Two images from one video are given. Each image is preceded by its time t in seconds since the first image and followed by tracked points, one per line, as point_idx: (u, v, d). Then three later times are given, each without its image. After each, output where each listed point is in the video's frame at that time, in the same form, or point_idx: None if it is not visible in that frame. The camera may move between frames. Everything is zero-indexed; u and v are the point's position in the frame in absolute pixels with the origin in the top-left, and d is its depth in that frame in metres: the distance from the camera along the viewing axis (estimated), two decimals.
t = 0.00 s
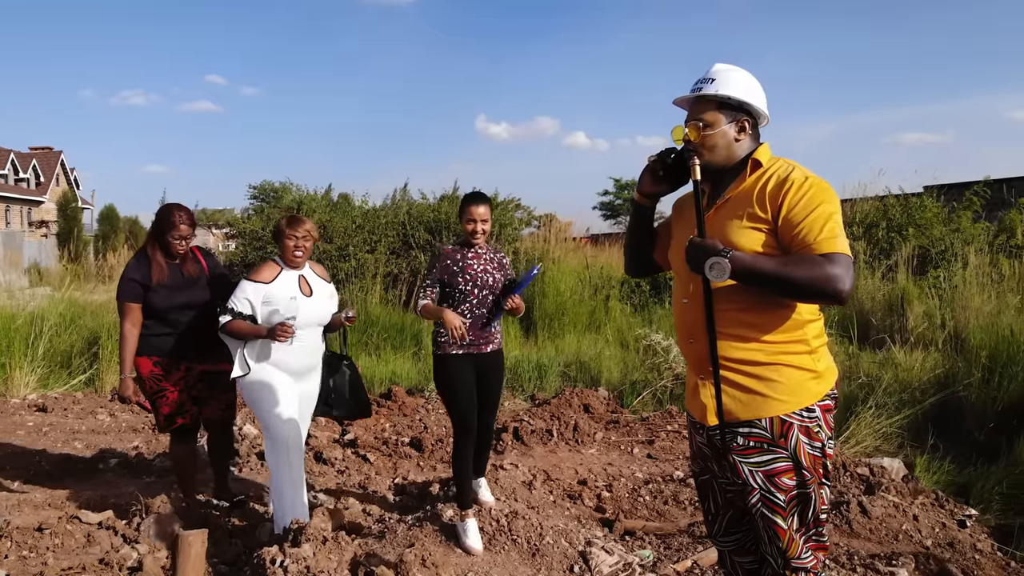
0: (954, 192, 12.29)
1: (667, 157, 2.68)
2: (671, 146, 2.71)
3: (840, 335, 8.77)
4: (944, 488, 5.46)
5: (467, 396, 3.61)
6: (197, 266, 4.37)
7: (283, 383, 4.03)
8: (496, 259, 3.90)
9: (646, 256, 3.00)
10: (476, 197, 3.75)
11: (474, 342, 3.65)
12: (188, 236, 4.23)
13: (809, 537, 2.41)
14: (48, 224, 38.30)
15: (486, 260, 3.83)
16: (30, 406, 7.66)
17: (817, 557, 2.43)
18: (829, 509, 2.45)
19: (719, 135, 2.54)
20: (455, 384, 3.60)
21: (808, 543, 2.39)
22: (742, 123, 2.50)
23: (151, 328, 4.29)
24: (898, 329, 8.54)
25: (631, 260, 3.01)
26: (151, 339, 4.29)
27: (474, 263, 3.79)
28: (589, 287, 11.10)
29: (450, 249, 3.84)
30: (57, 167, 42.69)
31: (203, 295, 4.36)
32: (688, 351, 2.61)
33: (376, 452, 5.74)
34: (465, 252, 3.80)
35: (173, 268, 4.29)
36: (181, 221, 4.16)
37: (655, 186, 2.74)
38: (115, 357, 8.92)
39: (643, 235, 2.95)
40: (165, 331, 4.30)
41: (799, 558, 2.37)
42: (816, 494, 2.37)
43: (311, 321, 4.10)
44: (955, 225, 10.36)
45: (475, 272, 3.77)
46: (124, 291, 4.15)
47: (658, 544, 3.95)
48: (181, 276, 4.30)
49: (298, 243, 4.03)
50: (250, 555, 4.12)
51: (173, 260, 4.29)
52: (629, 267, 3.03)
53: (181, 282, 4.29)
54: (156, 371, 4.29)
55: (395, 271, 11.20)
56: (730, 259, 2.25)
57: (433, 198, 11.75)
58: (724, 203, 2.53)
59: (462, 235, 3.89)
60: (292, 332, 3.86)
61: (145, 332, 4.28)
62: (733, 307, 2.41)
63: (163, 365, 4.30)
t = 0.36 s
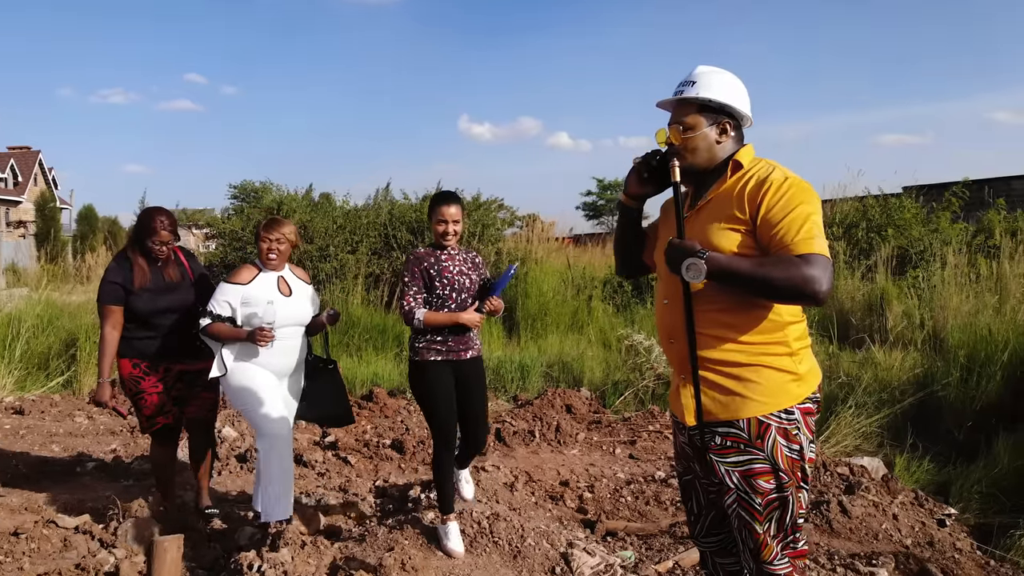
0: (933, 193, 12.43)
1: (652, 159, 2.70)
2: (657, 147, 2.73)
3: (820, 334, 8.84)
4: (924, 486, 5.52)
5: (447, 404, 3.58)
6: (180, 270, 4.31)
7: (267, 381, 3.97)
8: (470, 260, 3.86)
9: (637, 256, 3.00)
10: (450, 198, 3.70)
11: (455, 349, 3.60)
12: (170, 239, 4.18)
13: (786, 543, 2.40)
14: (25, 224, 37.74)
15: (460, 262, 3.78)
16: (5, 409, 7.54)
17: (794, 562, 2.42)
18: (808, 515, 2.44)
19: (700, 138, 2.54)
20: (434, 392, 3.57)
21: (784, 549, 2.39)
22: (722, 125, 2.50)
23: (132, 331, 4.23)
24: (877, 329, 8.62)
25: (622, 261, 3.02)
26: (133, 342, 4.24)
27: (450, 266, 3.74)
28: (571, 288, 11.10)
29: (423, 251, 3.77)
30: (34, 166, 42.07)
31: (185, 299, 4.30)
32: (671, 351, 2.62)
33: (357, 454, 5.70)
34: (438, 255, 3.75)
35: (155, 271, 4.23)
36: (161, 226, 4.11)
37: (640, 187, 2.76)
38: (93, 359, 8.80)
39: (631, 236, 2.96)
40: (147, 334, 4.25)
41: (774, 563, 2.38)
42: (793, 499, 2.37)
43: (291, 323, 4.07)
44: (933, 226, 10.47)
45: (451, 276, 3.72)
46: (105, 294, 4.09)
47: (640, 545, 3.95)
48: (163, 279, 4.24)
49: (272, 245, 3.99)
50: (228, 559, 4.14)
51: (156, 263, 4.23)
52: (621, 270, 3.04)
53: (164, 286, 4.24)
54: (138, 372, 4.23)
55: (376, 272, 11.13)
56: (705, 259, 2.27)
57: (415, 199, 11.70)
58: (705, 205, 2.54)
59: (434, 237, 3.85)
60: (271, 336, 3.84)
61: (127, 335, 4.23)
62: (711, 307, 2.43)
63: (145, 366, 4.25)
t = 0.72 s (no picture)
0: (921, 194, 12.50)
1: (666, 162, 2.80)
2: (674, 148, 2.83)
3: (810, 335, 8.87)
4: (914, 487, 5.55)
5: (441, 404, 3.58)
6: (183, 272, 4.28)
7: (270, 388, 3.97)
8: (459, 262, 3.83)
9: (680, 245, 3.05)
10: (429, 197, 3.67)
11: (449, 351, 3.58)
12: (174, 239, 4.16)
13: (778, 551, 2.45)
14: (12, 224, 37.42)
15: (449, 264, 3.76)
16: None
17: (790, 569, 2.46)
18: (803, 525, 2.45)
19: (693, 147, 2.63)
20: (428, 392, 3.56)
21: (774, 556, 2.46)
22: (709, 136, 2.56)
23: (132, 331, 4.21)
24: (866, 329, 8.66)
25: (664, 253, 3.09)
26: (132, 342, 4.21)
27: (439, 268, 3.72)
28: (562, 288, 11.10)
29: (408, 254, 3.74)
30: (22, 166, 41.75)
31: (185, 302, 4.26)
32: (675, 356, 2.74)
33: (348, 456, 5.69)
34: (425, 255, 3.72)
35: (158, 272, 4.20)
36: (162, 227, 4.08)
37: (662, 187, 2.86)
38: (81, 360, 8.74)
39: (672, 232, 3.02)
40: (146, 335, 4.22)
41: (762, 568, 2.47)
42: (781, 511, 2.41)
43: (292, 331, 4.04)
44: (922, 226, 10.53)
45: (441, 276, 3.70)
46: (108, 292, 4.07)
47: (631, 546, 3.96)
48: (165, 281, 4.21)
49: (269, 247, 3.96)
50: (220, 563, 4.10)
51: (160, 264, 4.21)
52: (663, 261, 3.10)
53: (165, 287, 4.20)
54: (132, 373, 4.20)
55: (366, 273, 11.10)
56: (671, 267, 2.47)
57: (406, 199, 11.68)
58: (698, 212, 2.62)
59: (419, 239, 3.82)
60: (270, 345, 3.84)
61: (127, 335, 4.21)
62: (699, 316, 2.53)
63: (139, 369, 4.22)
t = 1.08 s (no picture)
0: (920, 196, 12.52)
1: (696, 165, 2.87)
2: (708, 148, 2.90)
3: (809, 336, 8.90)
4: (913, 487, 5.58)
5: (445, 404, 3.59)
6: (186, 275, 4.29)
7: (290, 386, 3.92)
8: (464, 259, 3.85)
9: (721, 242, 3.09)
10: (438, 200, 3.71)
11: (453, 350, 3.59)
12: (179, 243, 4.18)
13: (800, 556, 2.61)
14: (12, 224, 37.44)
15: (454, 263, 3.77)
16: None
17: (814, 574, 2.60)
18: (825, 533, 2.58)
19: (718, 149, 2.70)
20: (433, 394, 3.58)
21: (796, 561, 2.61)
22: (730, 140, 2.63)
23: (133, 332, 4.23)
24: (865, 330, 8.68)
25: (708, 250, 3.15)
26: (132, 343, 4.23)
27: (443, 268, 3.73)
28: (562, 289, 11.13)
29: (414, 255, 3.77)
30: (21, 166, 41.75)
31: (186, 306, 4.28)
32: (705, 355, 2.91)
33: (350, 456, 5.72)
34: (431, 256, 3.75)
35: (161, 274, 4.22)
36: (167, 229, 4.10)
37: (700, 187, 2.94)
38: (83, 361, 8.77)
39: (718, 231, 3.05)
40: (147, 337, 4.24)
41: (786, 572, 2.63)
42: (795, 519, 2.57)
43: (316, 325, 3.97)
44: (921, 227, 10.55)
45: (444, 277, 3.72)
46: (111, 292, 4.10)
47: (632, 547, 3.99)
48: (168, 283, 4.22)
49: (300, 240, 3.92)
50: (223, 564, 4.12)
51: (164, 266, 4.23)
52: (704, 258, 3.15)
53: (166, 290, 4.22)
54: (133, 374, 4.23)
55: (366, 274, 11.12)
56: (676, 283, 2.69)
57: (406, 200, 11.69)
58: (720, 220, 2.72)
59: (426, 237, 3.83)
60: (293, 337, 3.70)
61: (127, 336, 4.23)
62: (721, 327, 2.68)
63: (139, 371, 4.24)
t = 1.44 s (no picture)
0: (918, 197, 12.54)
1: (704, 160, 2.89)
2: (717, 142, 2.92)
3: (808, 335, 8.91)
4: (910, 485, 5.59)
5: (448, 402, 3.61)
6: (184, 271, 4.32)
7: (295, 378, 3.88)
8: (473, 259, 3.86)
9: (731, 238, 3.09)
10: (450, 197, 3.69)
11: (458, 349, 3.61)
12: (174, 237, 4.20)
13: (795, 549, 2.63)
14: (12, 225, 37.47)
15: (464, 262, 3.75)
16: None
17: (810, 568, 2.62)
18: (821, 529, 2.59)
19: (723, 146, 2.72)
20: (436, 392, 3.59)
21: (793, 555, 2.63)
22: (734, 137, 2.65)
23: (132, 334, 4.23)
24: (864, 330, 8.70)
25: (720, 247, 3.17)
26: (132, 345, 4.23)
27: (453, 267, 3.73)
28: (561, 289, 11.15)
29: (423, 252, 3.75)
30: (21, 167, 41.79)
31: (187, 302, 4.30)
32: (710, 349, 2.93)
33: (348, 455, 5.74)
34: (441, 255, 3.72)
35: (159, 273, 4.23)
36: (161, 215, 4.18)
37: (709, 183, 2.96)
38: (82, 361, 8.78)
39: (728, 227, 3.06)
40: (147, 338, 4.25)
41: (783, 565, 2.66)
42: (792, 514, 2.60)
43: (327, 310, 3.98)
44: (920, 227, 10.56)
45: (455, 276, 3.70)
46: (109, 295, 4.10)
47: (629, 544, 4.02)
48: (166, 281, 4.24)
49: (309, 223, 3.94)
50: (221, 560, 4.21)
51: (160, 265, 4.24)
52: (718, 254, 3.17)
53: (166, 287, 4.24)
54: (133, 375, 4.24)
55: (366, 274, 11.14)
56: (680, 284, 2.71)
57: (406, 200, 11.71)
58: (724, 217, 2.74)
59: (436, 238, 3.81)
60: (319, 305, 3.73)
61: (127, 339, 4.23)
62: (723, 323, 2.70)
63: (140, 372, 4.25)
